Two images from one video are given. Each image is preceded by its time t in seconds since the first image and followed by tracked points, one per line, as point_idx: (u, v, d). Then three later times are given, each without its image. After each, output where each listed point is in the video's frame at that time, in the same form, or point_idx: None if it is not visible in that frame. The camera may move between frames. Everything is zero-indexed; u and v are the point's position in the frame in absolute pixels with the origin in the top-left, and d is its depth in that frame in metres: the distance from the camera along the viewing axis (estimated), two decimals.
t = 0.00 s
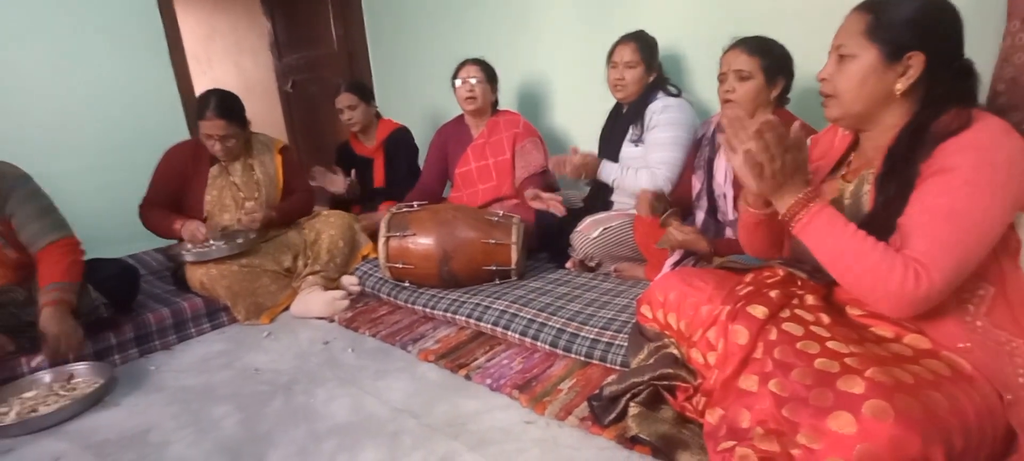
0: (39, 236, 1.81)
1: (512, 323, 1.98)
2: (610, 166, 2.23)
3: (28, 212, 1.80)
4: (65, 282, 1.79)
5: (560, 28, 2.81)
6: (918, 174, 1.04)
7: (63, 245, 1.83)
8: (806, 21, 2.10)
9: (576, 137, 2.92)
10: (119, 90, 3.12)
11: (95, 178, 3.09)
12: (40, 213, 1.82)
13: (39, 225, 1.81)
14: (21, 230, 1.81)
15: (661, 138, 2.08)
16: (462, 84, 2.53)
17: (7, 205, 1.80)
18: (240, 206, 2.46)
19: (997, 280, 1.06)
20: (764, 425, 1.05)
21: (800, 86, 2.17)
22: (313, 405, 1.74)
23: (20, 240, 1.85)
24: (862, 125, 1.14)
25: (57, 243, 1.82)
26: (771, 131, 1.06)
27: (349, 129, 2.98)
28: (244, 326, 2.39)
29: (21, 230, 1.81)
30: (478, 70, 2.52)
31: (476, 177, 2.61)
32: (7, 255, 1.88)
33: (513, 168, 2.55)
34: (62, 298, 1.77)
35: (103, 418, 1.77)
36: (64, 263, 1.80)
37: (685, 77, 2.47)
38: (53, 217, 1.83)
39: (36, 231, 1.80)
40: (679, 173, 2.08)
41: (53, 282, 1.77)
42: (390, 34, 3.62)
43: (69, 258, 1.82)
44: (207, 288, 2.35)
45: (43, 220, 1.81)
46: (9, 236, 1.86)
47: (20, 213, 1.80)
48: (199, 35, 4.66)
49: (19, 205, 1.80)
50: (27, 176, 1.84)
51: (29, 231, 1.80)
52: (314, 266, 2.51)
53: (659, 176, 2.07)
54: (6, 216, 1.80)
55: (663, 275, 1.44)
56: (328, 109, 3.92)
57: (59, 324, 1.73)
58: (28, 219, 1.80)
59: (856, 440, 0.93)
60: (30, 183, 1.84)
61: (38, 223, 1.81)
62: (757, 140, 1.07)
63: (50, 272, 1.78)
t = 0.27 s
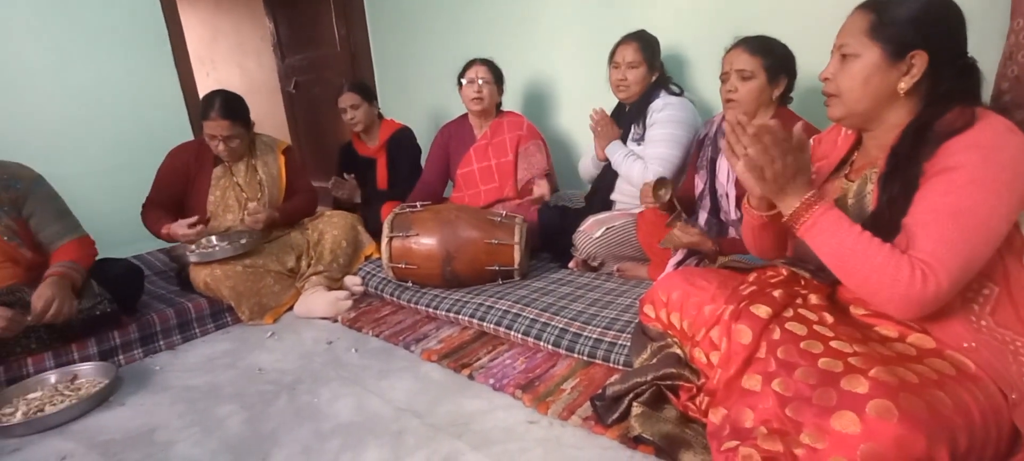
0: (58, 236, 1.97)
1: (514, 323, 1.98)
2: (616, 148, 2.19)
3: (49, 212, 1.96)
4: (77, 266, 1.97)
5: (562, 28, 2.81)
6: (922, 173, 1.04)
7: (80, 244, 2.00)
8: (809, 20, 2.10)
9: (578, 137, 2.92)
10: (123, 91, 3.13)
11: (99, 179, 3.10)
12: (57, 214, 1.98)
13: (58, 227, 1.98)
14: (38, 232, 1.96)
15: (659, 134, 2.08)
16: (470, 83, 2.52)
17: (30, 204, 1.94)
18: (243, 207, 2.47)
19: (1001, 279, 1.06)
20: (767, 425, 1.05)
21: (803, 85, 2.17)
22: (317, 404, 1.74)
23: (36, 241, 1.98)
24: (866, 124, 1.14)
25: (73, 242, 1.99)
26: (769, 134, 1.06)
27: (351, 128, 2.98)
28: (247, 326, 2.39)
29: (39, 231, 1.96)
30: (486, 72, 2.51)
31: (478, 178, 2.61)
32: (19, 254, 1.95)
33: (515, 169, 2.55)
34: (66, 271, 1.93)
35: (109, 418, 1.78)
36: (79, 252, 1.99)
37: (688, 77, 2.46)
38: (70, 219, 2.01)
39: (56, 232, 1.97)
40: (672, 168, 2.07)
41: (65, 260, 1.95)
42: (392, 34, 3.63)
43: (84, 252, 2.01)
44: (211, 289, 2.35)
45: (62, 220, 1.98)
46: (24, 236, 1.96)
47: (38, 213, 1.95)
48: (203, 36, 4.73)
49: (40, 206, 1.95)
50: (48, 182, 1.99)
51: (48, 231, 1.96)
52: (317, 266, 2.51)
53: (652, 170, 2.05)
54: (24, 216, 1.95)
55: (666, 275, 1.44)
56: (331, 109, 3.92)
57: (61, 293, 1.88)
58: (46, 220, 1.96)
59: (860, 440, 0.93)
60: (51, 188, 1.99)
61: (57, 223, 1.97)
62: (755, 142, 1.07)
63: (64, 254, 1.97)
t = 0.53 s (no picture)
0: (72, 242, 1.99)
1: (518, 324, 1.98)
2: (616, 166, 2.24)
3: (64, 219, 1.98)
4: (89, 270, 1.98)
5: (566, 28, 2.81)
6: (929, 173, 1.03)
7: (91, 251, 2.02)
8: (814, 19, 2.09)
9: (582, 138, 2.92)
10: (129, 93, 3.14)
11: (105, 180, 3.11)
12: (73, 221, 2.00)
13: (72, 233, 2.00)
14: (53, 238, 1.98)
15: (667, 136, 2.08)
16: (477, 83, 2.53)
17: (46, 211, 1.96)
18: (248, 209, 2.47)
19: (1009, 279, 1.05)
20: (772, 426, 1.05)
21: (809, 85, 2.16)
22: (321, 405, 1.74)
23: (49, 246, 1.98)
24: (873, 123, 1.14)
25: (86, 247, 2.01)
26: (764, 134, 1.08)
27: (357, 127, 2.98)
28: (252, 327, 2.39)
29: (53, 237, 1.98)
30: (493, 71, 2.53)
31: (484, 178, 2.61)
32: (33, 258, 1.94)
33: (518, 168, 2.55)
34: (78, 274, 1.94)
35: (115, 418, 1.78)
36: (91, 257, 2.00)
37: (693, 76, 2.46)
38: (84, 226, 2.02)
39: (70, 239, 1.99)
40: (683, 170, 2.08)
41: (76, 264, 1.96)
42: (397, 35, 3.63)
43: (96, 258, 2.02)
44: (216, 290, 2.36)
45: (77, 227, 2.00)
46: (38, 240, 1.95)
47: (54, 220, 1.97)
48: (207, 38, 4.69)
49: (56, 212, 1.97)
50: (66, 189, 2.01)
51: (62, 239, 1.98)
52: (322, 267, 2.52)
53: (662, 173, 2.06)
54: (39, 222, 1.96)
55: (671, 276, 1.44)
56: (335, 110, 3.93)
57: (68, 294, 1.87)
58: (61, 226, 1.98)
59: (865, 440, 0.92)
60: (68, 194, 2.01)
61: (71, 230, 1.99)
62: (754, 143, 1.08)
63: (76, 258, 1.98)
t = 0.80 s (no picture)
0: (86, 243, 2.00)
1: (525, 325, 1.98)
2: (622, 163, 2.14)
3: (78, 220, 1.99)
4: (104, 275, 1.99)
5: (572, 29, 2.81)
6: (939, 173, 1.03)
7: (104, 254, 2.02)
8: (821, 19, 2.08)
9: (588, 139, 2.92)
10: (139, 96, 3.16)
11: (115, 183, 3.13)
12: (86, 224, 2.00)
13: (84, 234, 2.00)
14: (67, 239, 1.98)
15: (672, 138, 2.08)
16: (487, 83, 2.53)
17: (61, 213, 1.96)
18: (257, 211, 2.48)
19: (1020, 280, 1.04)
20: (781, 427, 1.04)
21: (817, 85, 2.15)
22: (330, 406, 1.75)
23: (64, 248, 1.99)
24: (883, 122, 1.13)
25: (99, 249, 2.02)
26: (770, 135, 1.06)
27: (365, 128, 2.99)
28: (260, 328, 2.40)
29: (66, 238, 1.98)
30: (502, 73, 2.52)
31: (491, 178, 2.61)
32: (48, 260, 1.97)
33: (528, 171, 2.54)
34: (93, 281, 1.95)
35: (126, 418, 1.79)
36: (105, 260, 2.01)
37: (699, 77, 2.45)
38: (97, 230, 2.03)
39: (82, 241, 1.99)
40: (689, 173, 2.06)
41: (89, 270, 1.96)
42: (403, 37, 3.64)
43: (109, 262, 2.02)
44: (225, 291, 2.37)
45: (91, 229, 2.01)
46: (54, 242, 1.98)
47: (68, 221, 1.97)
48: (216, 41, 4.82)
49: (71, 213, 1.98)
50: (81, 191, 2.01)
51: (75, 240, 1.98)
52: (329, 268, 2.53)
53: (667, 175, 2.05)
54: (54, 223, 1.97)
55: (678, 277, 1.43)
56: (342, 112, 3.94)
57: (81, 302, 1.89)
58: (74, 228, 1.98)
59: (875, 442, 0.92)
60: (83, 196, 2.01)
61: (84, 233, 1.99)
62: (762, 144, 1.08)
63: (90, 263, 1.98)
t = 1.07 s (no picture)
0: (83, 245, 1.90)
1: (531, 327, 1.98)
2: (633, 155, 2.17)
3: (78, 221, 1.90)
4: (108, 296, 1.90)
5: (578, 32, 2.81)
6: (947, 174, 1.02)
7: (104, 256, 1.93)
8: (827, 20, 2.08)
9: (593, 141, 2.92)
10: (148, 100, 3.19)
11: (125, 186, 3.15)
12: (86, 224, 1.91)
13: (83, 234, 1.91)
14: (67, 239, 1.90)
15: (678, 138, 2.07)
16: (493, 87, 2.53)
17: (61, 213, 1.90)
18: (265, 213, 2.49)
19: None
20: (789, 430, 1.04)
21: (823, 86, 2.14)
22: (337, 407, 1.75)
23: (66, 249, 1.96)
24: (889, 123, 1.12)
25: (97, 252, 1.92)
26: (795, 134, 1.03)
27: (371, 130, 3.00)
28: (268, 330, 2.41)
29: (66, 238, 1.91)
30: (508, 75, 2.53)
31: (497, 181, 2.61)
32: (52, 261, 1.96)
33: (533, 172, 2.55)
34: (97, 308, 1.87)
35: (136, 419, 1.80)
36: (100, 276, 1.90)
37: (705, 78, 2.45)
38: (97, 229, 1.93)
39: (81, 241, 1.90)
40: (692, 172, 2.07)
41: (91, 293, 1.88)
42: (409, 40, 3.65)
43: (107, 270, 1.92)
44: (233, 293, 2.37)
45: (94, 228, 1.92)
46: (57, 243, 1.95)
47: (69, 221, 1.90)
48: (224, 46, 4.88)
49: (71, 213, 1.90)
50: (85, 191, 1.96)
51: (74, 240, 1.90)
52: (336, 270, 2.54)
53: (671, 174, 2.05)
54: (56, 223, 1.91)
55: (684, 279, 1.43)
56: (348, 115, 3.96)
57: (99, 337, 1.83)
58: (73, 228, 1.90)
59: (884, 446, 0.91)
60: (87, 196, 1.95)
61: (83, 233, 1.90)
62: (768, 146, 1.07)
63: (88, 284, 1.88)
